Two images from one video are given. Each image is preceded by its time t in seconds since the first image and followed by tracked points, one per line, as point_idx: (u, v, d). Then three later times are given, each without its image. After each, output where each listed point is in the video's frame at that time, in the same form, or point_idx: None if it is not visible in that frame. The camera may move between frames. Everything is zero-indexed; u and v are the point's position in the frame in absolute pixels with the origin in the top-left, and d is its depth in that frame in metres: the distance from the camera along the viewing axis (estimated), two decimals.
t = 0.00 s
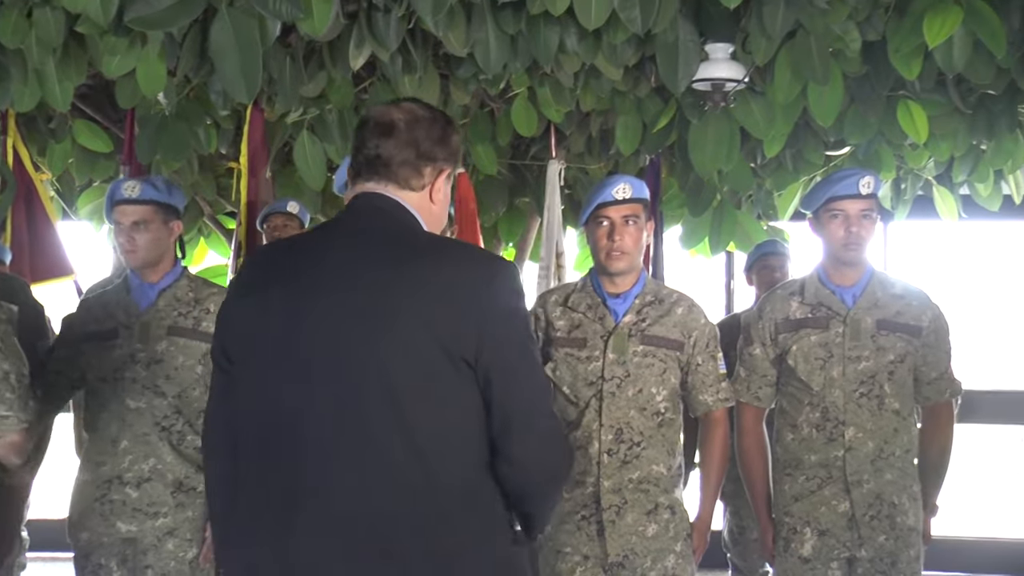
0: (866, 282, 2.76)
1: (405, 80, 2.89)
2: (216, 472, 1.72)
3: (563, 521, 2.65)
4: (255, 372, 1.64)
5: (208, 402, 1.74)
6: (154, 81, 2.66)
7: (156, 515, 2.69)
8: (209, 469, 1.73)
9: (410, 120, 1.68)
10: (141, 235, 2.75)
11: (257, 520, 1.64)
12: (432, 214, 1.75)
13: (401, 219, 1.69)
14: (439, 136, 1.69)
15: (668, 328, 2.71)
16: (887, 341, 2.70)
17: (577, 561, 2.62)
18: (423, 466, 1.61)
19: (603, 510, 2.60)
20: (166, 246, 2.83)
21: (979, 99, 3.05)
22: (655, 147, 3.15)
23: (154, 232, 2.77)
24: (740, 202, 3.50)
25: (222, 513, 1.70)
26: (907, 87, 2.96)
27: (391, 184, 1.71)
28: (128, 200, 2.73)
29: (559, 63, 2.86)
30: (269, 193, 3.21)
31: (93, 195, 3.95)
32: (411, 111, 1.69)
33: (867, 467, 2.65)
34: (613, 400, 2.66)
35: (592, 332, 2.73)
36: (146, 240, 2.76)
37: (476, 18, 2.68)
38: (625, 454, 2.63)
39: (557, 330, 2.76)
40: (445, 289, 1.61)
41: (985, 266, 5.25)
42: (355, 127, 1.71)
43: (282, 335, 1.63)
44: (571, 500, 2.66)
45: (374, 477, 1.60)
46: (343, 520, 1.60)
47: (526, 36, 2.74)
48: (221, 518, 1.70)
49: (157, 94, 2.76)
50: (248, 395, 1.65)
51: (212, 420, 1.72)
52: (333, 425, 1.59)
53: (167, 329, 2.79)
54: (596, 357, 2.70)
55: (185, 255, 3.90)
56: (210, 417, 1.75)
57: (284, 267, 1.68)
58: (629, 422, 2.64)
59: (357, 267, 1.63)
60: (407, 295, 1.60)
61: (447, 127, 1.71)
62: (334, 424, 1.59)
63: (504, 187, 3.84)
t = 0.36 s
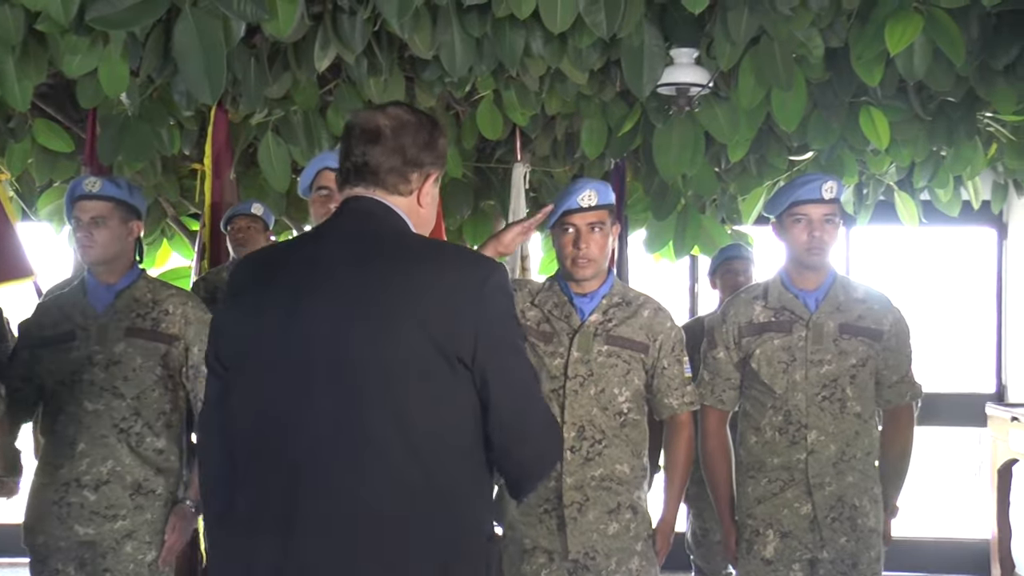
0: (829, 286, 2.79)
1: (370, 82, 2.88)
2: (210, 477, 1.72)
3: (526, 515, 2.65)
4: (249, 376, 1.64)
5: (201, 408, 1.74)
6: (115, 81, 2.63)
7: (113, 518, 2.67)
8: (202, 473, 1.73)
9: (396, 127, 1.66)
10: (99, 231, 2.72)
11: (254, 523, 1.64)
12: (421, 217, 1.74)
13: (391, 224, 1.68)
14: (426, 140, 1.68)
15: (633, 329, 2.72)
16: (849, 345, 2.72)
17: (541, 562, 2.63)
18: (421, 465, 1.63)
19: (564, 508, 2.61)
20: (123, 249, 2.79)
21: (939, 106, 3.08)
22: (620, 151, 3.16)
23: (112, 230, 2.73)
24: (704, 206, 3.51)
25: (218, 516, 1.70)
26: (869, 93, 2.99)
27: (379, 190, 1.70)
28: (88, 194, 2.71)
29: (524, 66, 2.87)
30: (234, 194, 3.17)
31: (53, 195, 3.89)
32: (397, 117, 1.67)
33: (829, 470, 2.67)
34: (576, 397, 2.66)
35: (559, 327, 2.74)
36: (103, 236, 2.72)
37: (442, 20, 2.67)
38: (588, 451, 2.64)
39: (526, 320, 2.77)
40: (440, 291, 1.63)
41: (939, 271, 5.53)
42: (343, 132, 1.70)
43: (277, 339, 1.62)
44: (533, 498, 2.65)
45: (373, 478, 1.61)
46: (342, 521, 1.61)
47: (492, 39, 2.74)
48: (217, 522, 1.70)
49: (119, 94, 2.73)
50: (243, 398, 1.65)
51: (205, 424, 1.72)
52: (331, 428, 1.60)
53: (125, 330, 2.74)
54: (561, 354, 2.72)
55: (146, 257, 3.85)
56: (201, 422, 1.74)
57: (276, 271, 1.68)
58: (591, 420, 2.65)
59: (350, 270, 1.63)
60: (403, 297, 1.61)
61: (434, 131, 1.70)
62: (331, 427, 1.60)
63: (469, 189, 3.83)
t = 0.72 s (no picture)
0: (794, 283, 2.81)
1: (335, 77, 2.86)
2: (195, 481, 1.72)
3: (490, 511, 2.65)
4: (225, 374, 1.66)
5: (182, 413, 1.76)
6: (76, 73, 2.59)
7: (77, 518, 2.64)
8: (185, 475, 1.74)
9: (357, 125, 1.67)
10: (59, 221, 2.67)
11: (237, 521, 1.65)
12: (386, 212, 1.75)
13: (360, 219, 1.69)
14: (388, 136, 1.69)
15: (600, 326, 2.72)
16: (813, 342, 2.74)
17: (506, 559, 2.63)
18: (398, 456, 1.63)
19: (529, 504, 2.60)
20: (87, 239, 2.74)
21: (902, 106, 3.12)
22: (586, 148, 3.16)
23: (72, 220, 2.68)
24: (670, 204, 3.52)
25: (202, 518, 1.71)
26: (833, 92, 3.01)
27: (344, 187, 1.70)
28: (48, 182, 2.67)
29: (491, 62, 2.86)
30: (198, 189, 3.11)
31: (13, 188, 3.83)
32: (358, 115, 1.68)
33: (792, 465, 2.69)
34: (540, 393, 2.67)
35: (524, 324, 2.74)
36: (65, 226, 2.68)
37: (409, 15, 2.66)
38: (553, 448, 2.64)
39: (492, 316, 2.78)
40: (411, 281, 1.63)
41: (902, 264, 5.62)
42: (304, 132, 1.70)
43: (250, 335, 1.64)
44: (498, 494, 2.65)
45: (349, 471, 1.61)
46: (321, 515, 1.61)
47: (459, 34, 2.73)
48: (203, 524, 1.71)
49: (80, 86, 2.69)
50: (220, 396, 1.66)
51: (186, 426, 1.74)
52: (306, 423, 1.61)
53: (88, 326, 2.70)
54: (526, 350, 2.72)
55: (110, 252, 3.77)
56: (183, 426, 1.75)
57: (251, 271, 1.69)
58: (556, 415, 2.66)
59: (321, 265, 1.64)
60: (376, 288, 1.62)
61: (395, 127, 1.70)
62: (306, 422, 1.61)
63: (435, 186, 3.82)
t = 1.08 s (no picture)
0: (755, 278, 2.82)
1: (296, 67, 2.82)
2: (155, 467, 1.74)
3: (455, 511, 2.61)
4: (190, 366, 1.67)
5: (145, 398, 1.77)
6: (30, 61, 2.54)
7: (28, 518, 2.60)
8: (146, 460, 1.76)
9: (329, 117, 1.70)
10: (13, 209, 2.61)
11: (200, 510, 1.68)
12: (354, 204, 1.78)
13: (325, 213, 1.70)
14: (359, 130, 1.72)
15: (566, 323, 2.72)
16: (774, 335, 2.75)
17: (470, 557, 2.60)
18: (361, 451, 1.66)
19: (495, 504, 2.58)
20: (41, 230, 2.68)
21: (863, 101, 3.14)
22: (549, 141, 3.15)
23: (26, 210, 2.62)
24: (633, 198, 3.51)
25: (163, 505, 1.73)
26: (796, 87, 3.02)
27: (314, 179, 1.72)
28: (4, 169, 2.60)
29: (453, 54, 2.84)
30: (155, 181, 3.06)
31: None
32: (331, 107, 1.72)
33: (753, 459, 2.70)
34: (510, 391, 2.64)
35: (491, 323, 2.71)
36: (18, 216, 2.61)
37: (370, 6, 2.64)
38: (519, 447, 2.62)
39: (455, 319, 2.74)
40: (376, 277, 1.65)
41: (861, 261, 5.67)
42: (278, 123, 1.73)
43: (216, 329, 1.65)
44: (463, 493, 2.62)
45: (313, 466, 1.64)
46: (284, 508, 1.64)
47: (421, 25, 2.70)
48: (162, 509, 1.73)
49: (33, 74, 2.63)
50: (185, 388, 1.68)
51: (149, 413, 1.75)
52: (271, 419, 1.63)
53: (39, 322, 2.66)
54: (494, 348, 2.69)
55: (65, 243, 3.74)
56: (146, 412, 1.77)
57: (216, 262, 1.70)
58: (524, 415, 2.64)
59: (287, 259, 1.65)
60: (341, 284, 1.63)
61: (366, 121, 1.74)
62: (272, 416, 1.63)
63: (396, 179, 3.78)
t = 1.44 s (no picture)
0: (719, 272, 2.72)
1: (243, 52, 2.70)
2: (119, 481, 1.58)
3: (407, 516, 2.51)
4: (167, 363, 1.52)
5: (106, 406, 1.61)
6: None
7: None
8: (105, 473, 1.60)
9: (320, 102, 1.59)
10: None
11: (174, 519, 1.53)
12: (342, 195, 1.66)
13: (308, 200, 1.58)
14: (351, 117, 1.61)
15: (519, 319, 2.61)
16: (738, 331, 2.66)
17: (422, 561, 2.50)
18: (361, 455, 1.54)
19: (447, 508, 2.48)
20: None
21: (830, 91, 3.06)
22: (506, 130, 3.03)
23: None
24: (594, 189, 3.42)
25: (129, 520, 1.57)
26: (762, 75, 2.93)
27: (301, 166, 1.60)
28: None
29: (407, 38, 2.73)
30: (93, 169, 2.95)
31: None
32: (322, 92, 1.60)
33: (717, 458, 2.61)
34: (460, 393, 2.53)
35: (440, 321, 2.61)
36: None
37: None
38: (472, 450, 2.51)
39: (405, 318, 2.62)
40: (376, 270, 1.54)
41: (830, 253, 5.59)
42: (265, 107, 1.61)
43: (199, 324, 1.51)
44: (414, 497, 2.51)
45: (308, 471, 1.51)
46: (276, 517, 1.51)
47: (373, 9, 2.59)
48: (125, 520, 1.58)
49: None
50: (161, 392, 1.53)
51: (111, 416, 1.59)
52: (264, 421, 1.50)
53: None
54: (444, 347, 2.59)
55: None
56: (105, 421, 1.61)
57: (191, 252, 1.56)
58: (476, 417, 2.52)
59: (277, 249, 1.53)
60: (339, 276, 1.52)
61: (359, 107, 1.63)
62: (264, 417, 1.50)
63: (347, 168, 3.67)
